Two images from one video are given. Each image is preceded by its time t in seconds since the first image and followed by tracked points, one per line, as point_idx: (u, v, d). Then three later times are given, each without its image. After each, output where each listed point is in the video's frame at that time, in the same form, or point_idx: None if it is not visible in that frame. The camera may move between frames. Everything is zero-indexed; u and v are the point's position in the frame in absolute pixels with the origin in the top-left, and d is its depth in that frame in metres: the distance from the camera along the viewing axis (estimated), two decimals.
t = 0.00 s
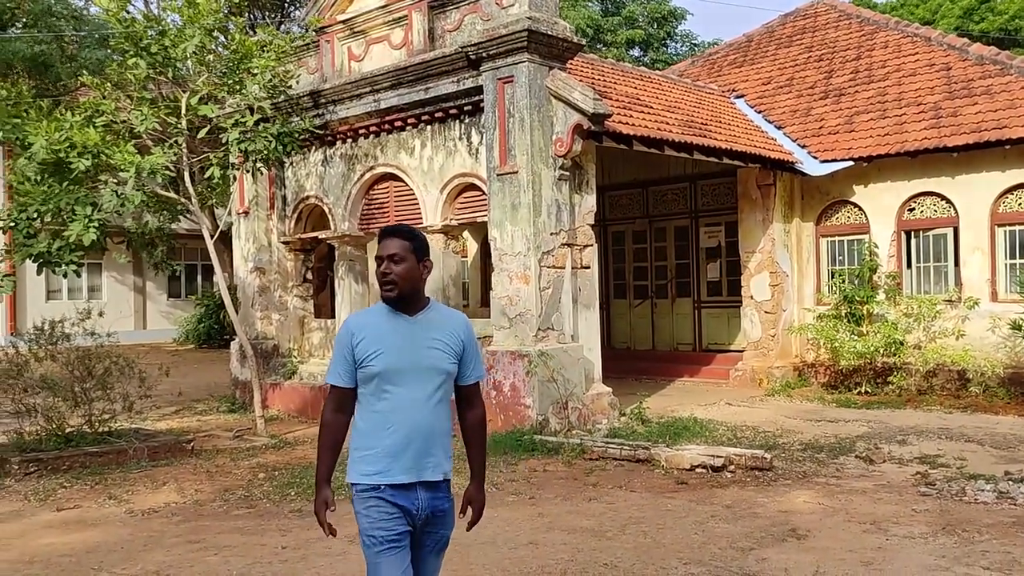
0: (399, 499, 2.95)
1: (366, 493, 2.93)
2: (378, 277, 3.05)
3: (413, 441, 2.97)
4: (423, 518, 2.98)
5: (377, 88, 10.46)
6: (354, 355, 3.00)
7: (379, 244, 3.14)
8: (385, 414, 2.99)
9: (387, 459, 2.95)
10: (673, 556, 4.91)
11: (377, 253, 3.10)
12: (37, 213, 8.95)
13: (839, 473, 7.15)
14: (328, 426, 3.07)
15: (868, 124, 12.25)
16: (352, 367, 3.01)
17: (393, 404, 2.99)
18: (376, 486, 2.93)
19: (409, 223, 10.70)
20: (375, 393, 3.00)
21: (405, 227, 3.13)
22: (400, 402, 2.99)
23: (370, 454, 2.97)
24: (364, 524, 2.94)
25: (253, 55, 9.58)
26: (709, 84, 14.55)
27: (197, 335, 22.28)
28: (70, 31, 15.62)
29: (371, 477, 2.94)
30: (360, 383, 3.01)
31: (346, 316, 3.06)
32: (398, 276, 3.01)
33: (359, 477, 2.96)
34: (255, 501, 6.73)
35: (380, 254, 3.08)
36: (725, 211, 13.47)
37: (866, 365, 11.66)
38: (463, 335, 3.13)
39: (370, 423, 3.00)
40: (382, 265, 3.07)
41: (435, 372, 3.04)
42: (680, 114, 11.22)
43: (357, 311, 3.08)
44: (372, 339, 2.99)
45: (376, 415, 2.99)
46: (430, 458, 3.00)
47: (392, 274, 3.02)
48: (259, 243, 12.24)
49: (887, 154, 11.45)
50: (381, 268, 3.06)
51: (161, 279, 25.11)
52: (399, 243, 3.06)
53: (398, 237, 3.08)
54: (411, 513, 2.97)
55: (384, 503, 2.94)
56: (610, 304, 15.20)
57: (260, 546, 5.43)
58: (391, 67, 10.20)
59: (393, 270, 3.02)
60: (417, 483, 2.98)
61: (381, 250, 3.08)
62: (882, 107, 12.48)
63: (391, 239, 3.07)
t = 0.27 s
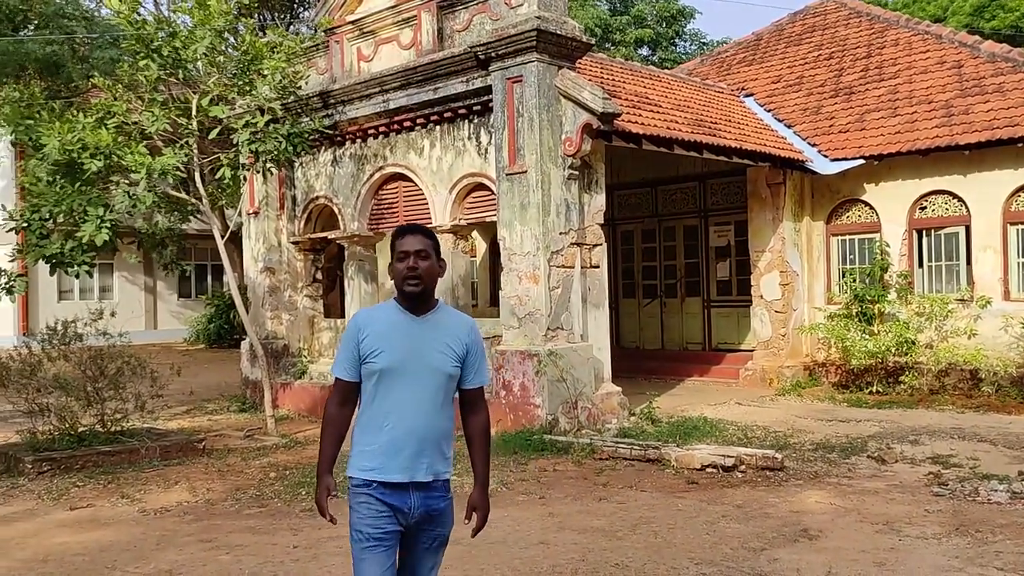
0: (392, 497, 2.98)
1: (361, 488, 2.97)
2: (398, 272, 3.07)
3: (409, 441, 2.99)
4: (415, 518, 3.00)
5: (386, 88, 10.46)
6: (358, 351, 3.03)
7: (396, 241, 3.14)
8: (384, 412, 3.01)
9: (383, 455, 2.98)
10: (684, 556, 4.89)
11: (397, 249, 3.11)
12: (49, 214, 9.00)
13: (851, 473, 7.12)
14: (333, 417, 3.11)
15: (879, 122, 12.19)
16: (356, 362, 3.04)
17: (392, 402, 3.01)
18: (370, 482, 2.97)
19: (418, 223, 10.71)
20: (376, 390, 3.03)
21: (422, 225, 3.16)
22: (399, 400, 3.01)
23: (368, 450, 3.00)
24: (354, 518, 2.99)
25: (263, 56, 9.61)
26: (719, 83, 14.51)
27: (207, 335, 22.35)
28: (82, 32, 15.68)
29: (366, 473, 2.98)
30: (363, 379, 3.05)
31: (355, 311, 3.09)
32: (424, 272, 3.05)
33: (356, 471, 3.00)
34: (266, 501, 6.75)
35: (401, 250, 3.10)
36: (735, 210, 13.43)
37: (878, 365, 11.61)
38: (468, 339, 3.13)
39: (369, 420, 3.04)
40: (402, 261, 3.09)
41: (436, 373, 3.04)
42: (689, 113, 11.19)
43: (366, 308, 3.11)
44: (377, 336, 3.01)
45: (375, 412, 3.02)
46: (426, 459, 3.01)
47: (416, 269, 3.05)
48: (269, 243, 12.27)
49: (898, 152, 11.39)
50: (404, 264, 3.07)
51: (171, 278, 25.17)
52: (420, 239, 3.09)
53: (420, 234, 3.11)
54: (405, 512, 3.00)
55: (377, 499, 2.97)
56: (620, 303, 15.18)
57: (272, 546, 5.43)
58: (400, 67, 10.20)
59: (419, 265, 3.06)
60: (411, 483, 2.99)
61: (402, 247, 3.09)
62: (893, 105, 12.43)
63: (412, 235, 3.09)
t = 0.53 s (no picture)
0: (392, 494, 3.01)
1: (362, 485, 3.01)
2: (406, 271, 3.10)
3: (410, 438, 3.03)
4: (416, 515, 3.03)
5: (401, 85, 10.48)
6: (359, 349, 3.06)
7: (402, 239, 3.17)
8: (386, 409, 3.05)
9: (385, 452, 3.02)
10: (699, 555, 4.88)
11: (404, 246, 3.14)
12: (67, 210, 9.06)
13: (866, 473, 7.09)
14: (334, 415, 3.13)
15: (895, 121, 12.12)
16: (357, 361, 3.07)
17: (393, 400, 3.05)
18: (371, 479, 3.01)
19: (432, 220, 10.72)
20: (378, 389, 3.06)
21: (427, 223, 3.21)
22: (400, 398, 3.05)
23: (369, 447, 3.04)
24: (352, 516, 3.03)
25: (280, 54, 9.65)
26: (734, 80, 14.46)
27: (221, 331, 22.45)
28: (100, 30, 15.82)
29: (367, 470, 3.01)
30: (363, 378, 3.08)
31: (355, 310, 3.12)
32: (430, 271, 3.10)
33: (357, 468, 3.03)
34: (282, 496, 6.78)
35: (409, 248, 3.13)
36: (749, 208, 13.39)
37: (893, 364, 11.55)
38: (468, 337, 3.17)
39: (370, 418, 3.08)
40: (409, 259, 3.13)
41: (437, 372, 3.09)
42: (705, 111, 11.16)
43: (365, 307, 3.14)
44: (378, 335, 3.04)
45: (376, 410, 3.05)
46: (427, 456, 3.05)
47: (424, 269, 3.10)
48: (284, 240, 12.31)
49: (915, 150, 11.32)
50: (411, 263, 3.11)
51: (186, 274, 25.26)
52: (428, 238, 3.14)
53: (428, 232, 3.16)
54: (406, 509, 3.03)
55: (378, 496, 3.01)
56: (633, 301, 15.17)
57: (287, 541, 5.46)
58: (415, 64, 10.22)
59: (428, 265, 3.11)
60: (412, 480, 3.03)
61: (410, 244, 3.13)
62: (910, 103, 12.35)
63: (420, 234, 3.14)
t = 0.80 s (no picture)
0: (388, 488, 3.06)
1: (358, 482, 3.06)
2: (410, 267, 3.16)
3: (403, 431, 3.09)
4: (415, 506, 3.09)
5: (421, 79, 10.50)
6: (345, 349, 3.11)
7: (400, 235, 3.22)
8: (377, 406, 3.10)
9: (379, 447, 3.07)
10: (718, 551, 4.87)
11: (407, 243, 3.20)
12: (90, 203, 9.11)
13: (886, 471, 7.05)
14: (323, 416, 3.20)
15: (918, 116, 12.02)
16: (344, 361, 3.13)
17: (383, 396, 3.11)
18: (367, 475, 3.06)
19: (451, 214, 10.73)
20: (367, 386, 3.12)
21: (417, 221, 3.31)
22: (391, 393, 3.11)
23: (362, 444, 3.08)
24: (350, 513, 3.06)
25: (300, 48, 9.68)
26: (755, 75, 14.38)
27: (240, 324, 22.59)
28: (121, 23, 15.90)
29: (362, 467, 3.06)
30: (352, 376, 3.13)
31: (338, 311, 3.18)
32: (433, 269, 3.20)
33: (353, 465, 3.08)
34: (301, 487, 6.82)
35: (412, 245, 3.20)
36: (769, 204, 13.32)
37: (914, 362, 11.46)
38: (450, 329, 3.26)
39: (361, 416, 3.12)
40: (412, 256, 3.19)
41: (425, 365, 3.16)
42: (725, 106, 11.11)
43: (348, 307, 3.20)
44: (364, 332, 3.11)
45: (368, 407, 3.11)
46: (421, 447, 3.11)
47: (427, 266, 3.21)
48: (302, 234, 12.32)
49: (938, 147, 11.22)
50: (417, 261, 3.19)
51: (205, 267, 25.40)
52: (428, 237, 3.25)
53: (426, 231, 3.27)
54: (404, 502, 3.08)
55: (375, 491, 3.05)
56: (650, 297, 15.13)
57: (306, 532, 5.49)
58: (434, 58, 10.22)
59: (431, 262, 3.22)
60: (408, 472, 3.09)
61: (413, 241, 3.20)
62: (932, 99, 12.24)
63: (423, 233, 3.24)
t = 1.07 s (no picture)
0: (390, 479, 3.13)
1: (361, 477, 3.09)
2: (409, 267, 3.23)
3: (401, 423, 3.16)
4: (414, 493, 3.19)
5: (443, 70, 10.50)
6: (339, 348, 3.10)
7: (392, 235, 3.24)
8: (374, 402, 3.14)
9: (380, 441, 3.13)
10: (739, 544, 4.86)
11: (405, 243, 3.24)
12: (116, 192, 9.15)
13: (909, 466, 6.99)
14: (309, 420, 3.12)
15: (945, 108, 11.88)
16: (336, 360, 3.11)
17: (379, 391, 3.15)
18: (371, 469, 3.10)
19: (472, 205, 10.72)
20: (362, 382, 3.14)
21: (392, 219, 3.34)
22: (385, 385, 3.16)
23: (362, 439, 3.12)
24: (352, 508, 3.09)
25: (323, 39, 9.72)
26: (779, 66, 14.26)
27: (262, 314, 22.73)
28: (146, 15, 15.82)
29: (365, 462, 3.10)
30: (342, 375, 3.13)
31: (321, 311, 3.14)
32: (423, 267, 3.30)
33: (354, 461, 3.11)
34: (323, 476, 6.85)
35: (408, 246, 3.25)
36: (792, 196, 13.23)
37: (938, 357, 11.36)
38: (427, 321, 3.37)
39: (356, 413, 3.14)
40: (407, 256, 3.25)
41: (413, 357, 3.25)
42: (749, 98, 11.03)
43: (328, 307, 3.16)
44: (358, 330, 3.12)
45: (362, 402, 3.14)
46: (417, 437, 3.21)
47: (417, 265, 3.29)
48: (325, 224, 12.48)
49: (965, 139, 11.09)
50: (414, 261, 3.25)
51: (227, 257, 25.56)
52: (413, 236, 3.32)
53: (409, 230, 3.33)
54: (403, 492, 3.17)
55: (379, 483, 3.11)
56: (672, 289, 15.08)
57: (328, 520, 5.53)
58: (457, 49, 10.21)
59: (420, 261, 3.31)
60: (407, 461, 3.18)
61: (408, 242, 3.26)
62: (960, 90, 12.09)
63: (411, 233, 3.30)
